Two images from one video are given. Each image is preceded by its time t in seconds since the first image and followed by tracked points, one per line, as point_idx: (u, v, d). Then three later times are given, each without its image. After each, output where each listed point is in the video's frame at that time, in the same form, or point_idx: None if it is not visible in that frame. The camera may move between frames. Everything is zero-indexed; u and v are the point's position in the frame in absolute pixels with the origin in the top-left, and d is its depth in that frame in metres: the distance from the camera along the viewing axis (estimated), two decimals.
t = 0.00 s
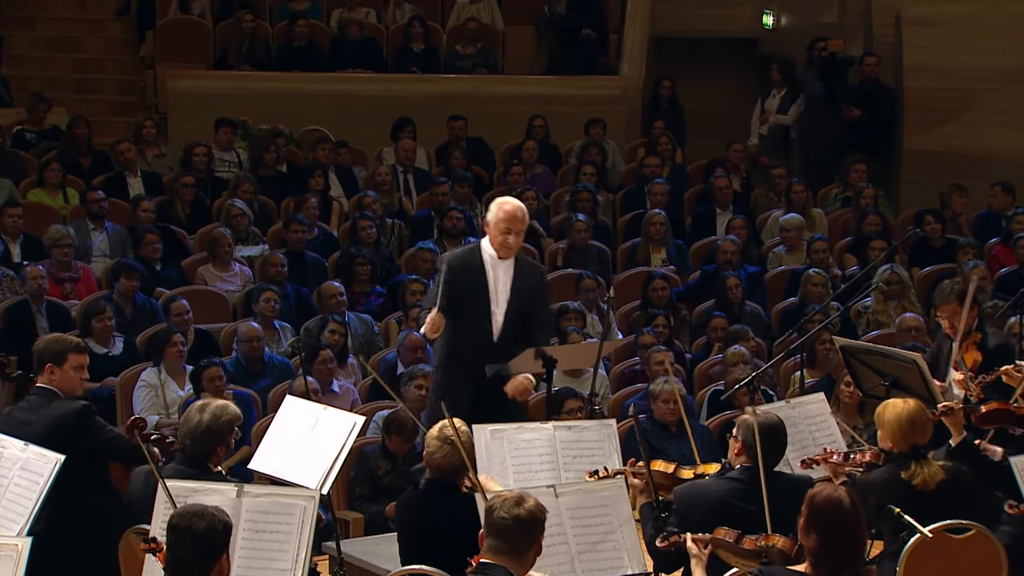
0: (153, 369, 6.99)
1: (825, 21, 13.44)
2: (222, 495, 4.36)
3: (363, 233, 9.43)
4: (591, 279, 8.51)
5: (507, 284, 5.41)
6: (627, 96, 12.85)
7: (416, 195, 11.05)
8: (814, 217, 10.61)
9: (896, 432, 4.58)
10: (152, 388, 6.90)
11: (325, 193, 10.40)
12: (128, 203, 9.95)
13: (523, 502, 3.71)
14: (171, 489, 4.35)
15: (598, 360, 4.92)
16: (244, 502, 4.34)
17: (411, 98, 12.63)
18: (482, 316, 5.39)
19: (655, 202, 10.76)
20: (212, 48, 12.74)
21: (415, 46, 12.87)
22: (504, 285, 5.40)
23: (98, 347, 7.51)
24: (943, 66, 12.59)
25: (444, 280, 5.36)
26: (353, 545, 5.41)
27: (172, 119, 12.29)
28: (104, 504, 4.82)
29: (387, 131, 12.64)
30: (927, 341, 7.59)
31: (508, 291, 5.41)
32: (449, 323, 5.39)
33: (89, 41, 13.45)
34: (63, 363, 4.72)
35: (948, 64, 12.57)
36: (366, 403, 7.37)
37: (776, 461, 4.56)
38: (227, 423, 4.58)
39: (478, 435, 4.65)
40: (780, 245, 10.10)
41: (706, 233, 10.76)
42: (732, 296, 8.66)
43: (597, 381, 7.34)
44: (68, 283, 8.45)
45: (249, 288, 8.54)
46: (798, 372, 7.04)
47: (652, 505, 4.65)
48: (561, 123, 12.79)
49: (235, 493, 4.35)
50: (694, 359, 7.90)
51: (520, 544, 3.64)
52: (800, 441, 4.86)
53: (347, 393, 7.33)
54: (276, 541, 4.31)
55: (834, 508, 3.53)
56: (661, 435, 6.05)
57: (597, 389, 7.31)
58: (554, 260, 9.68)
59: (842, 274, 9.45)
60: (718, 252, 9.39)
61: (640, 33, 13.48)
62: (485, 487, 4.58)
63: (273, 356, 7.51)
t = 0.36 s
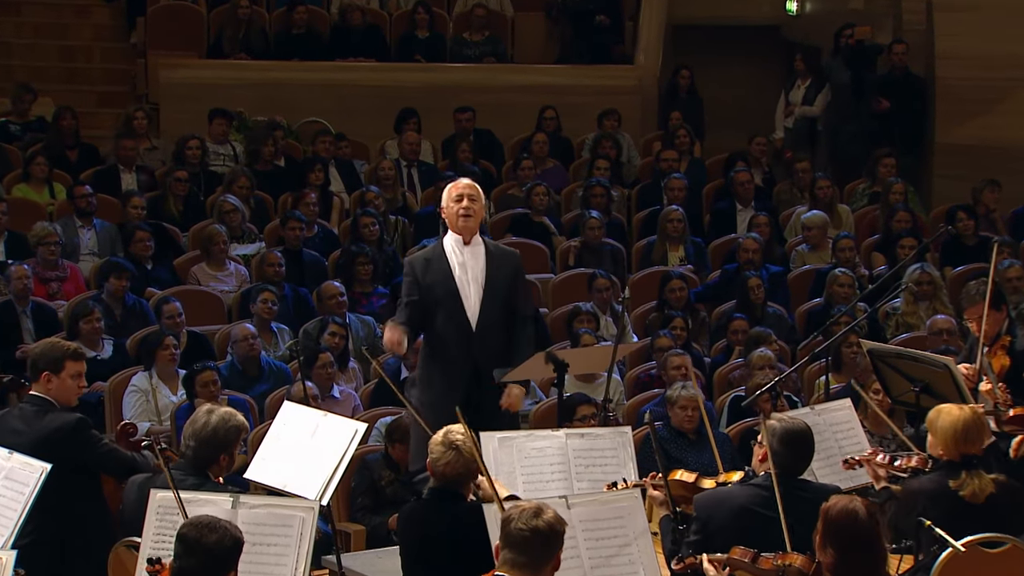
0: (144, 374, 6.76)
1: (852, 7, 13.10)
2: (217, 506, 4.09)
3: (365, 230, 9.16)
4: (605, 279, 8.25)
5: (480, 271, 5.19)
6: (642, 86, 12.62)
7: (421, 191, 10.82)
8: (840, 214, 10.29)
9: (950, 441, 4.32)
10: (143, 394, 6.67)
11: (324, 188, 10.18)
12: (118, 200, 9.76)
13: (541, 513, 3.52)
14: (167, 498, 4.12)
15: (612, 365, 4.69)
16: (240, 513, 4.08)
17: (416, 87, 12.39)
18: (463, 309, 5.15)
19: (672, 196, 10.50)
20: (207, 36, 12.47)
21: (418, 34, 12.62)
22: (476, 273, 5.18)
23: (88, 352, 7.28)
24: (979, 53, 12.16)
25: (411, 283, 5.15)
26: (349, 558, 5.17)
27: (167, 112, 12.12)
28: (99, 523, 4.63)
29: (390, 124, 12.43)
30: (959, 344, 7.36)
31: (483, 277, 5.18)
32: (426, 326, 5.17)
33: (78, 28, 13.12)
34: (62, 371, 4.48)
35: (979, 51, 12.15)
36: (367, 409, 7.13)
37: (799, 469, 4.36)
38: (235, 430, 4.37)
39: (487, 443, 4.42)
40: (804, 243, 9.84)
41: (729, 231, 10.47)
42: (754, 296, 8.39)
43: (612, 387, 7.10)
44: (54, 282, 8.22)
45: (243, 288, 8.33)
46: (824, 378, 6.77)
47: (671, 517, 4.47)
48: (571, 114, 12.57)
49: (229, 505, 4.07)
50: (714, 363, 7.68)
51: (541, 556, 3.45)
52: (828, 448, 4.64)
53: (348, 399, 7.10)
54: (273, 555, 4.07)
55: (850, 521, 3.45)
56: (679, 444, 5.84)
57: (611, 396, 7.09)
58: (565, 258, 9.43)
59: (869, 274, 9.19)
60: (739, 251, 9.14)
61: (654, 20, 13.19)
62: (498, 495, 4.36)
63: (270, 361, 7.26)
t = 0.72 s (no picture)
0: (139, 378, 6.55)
1: None
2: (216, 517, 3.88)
3: (370, 228, 8.94)
4: (622, 278, 8.04)
5: (478, 269, 4.99)
6: (661, 77, 12.49)
7: (430, 186, 10.62)
8: (871, 211, 10.07)
9: (1003, 449, 4.09)
10: (137, 399, 6.46)
11: (327, 183, 9.99)
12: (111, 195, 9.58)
13: (555, 526, 3.30)
14: (161, 511, 3.90)
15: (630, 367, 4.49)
16: (239, 525, 3.87)
17: (423, 77, 12.23)
18: (459, 308, 4.94)
19: (693, 191, 10.27)
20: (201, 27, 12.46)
21: (425, 21, 12.48)
22: (474, 270, 4.98)
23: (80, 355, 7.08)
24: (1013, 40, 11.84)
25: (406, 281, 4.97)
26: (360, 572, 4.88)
27: (161, 100, 11.89)
28: (97, 538, 4.34)
29: (397, 114, 12.23)
30: (995, 347, 7.21)
31: (481, 275, 4.97)
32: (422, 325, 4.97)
33: (70, 16, 12.85)
34: (61, 380, 4.30)
35: (1013, 39, 11.85)
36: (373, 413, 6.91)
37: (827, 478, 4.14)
38: (227, 435, 4.18)
39: (497, 451, 4.20)
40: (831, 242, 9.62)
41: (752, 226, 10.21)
42: (779, 296, 8.17)
43: (629, 393, 6.89)
44: (45, 282, 8.02)
45: (242, 288, 8.14)
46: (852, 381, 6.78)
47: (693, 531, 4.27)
48: (588, 105, 12.38)
49: (228, 515, 3.87)
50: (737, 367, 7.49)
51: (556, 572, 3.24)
52: (854, 458, 4.44)
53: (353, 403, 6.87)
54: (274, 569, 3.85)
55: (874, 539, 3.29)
56: (699, 451, 5.64)
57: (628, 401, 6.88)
58: (581, 257, 9.21)
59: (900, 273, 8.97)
60: (763, 249, 8.91)
61: (674, 9, 12.94)
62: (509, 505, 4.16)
63: (270, 364, 7.06)
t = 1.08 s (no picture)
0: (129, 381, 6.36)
1: None
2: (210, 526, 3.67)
3: (371, 225, 8.74)
4: (634, 277, 7.87)
5: (486, 269, 4.75)
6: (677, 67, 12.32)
7: (433, 181, 10.43)
8: (897, 207, 9.87)
9: None
10: (128, 404, 6.25)
11: (326, 177, 9.80)
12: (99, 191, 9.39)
13: (564, 542, 3.10)
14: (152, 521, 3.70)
15: (644, 371, 4.31)
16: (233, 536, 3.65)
17: (427, 67, 12.03)
18: (458, 309, 4.73)
19: (713, 187, 10.06)
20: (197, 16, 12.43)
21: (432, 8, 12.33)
22: (478, 271, 4.75)
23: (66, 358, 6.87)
24: None
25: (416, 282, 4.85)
26: None
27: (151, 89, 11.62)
28: (84, 551, 4.13)
29: (400, 103, 12.01)
30: None
31: (483, 275, 4.74)
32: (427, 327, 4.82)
33: (57, 3, 12.62)
34: (51, 387, 4.12)
35: None
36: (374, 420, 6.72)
37: (852, 486, 3.93)
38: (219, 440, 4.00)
39: (505, 459, 3.99)
40: (857, 240, 9.42)
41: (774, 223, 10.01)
42: (802, 296, 7.97)
43: (643, 398, 6.69)
44: (31, 282, 7.83)
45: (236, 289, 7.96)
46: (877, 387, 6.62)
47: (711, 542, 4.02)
48: (600, 96, 12.19)
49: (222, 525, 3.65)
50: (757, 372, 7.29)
51: None
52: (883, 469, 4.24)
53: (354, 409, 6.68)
54: None
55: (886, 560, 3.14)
56: (717, 460, 5.47)
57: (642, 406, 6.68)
58: (593, 255, 9.02)
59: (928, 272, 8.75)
60: (785, 248, 8.69)
61: None
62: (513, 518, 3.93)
63: (266, 367, 6.87)
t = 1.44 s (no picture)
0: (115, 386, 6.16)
1: None
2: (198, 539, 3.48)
3: (370, 222, 8.54)
4: (646, 277, 7.67)
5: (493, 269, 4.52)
6: (693, 56, 12.14)
7: (434, 175, 10.25)
8: (925, 203, 9.70)
9: None
10: (113, 412, 6.05)
11: (322, 172, 9.61)
12: (84, 187, 9.19)
13: (566, 555, 2.93)
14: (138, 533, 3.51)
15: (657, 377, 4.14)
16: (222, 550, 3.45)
17: (428, 58, 11.83)
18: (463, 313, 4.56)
19: (729, 183, 9.85)
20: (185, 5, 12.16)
21: None
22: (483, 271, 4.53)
23: (48, 360, 6.67)
24: None
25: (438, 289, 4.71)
26: None
27: (139, 81, 11.41)
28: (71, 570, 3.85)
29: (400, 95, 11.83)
30: None
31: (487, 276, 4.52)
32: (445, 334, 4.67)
33: None
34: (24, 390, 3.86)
35: None
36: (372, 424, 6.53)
37: (878, 496, 3.74)
38: (203, 448, 3.80)
39: (510, 468, 3.78)
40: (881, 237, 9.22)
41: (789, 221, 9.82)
42: (821, 297, 7.76)
43: (655, 404, 6.50)
44: (12, 282, 7.64)
45: (229, 287, 7.78)
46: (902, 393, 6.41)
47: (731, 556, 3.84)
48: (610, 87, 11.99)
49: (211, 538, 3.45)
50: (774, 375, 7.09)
51: None
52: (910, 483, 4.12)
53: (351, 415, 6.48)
54: None
55: None
56: (731, 469, 5.29)
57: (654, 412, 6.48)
58: (602, 253, 8.82)
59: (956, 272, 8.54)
60: (805, 246, 8.48)
61: None
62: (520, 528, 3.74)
63: (257, 370, 6.67)
